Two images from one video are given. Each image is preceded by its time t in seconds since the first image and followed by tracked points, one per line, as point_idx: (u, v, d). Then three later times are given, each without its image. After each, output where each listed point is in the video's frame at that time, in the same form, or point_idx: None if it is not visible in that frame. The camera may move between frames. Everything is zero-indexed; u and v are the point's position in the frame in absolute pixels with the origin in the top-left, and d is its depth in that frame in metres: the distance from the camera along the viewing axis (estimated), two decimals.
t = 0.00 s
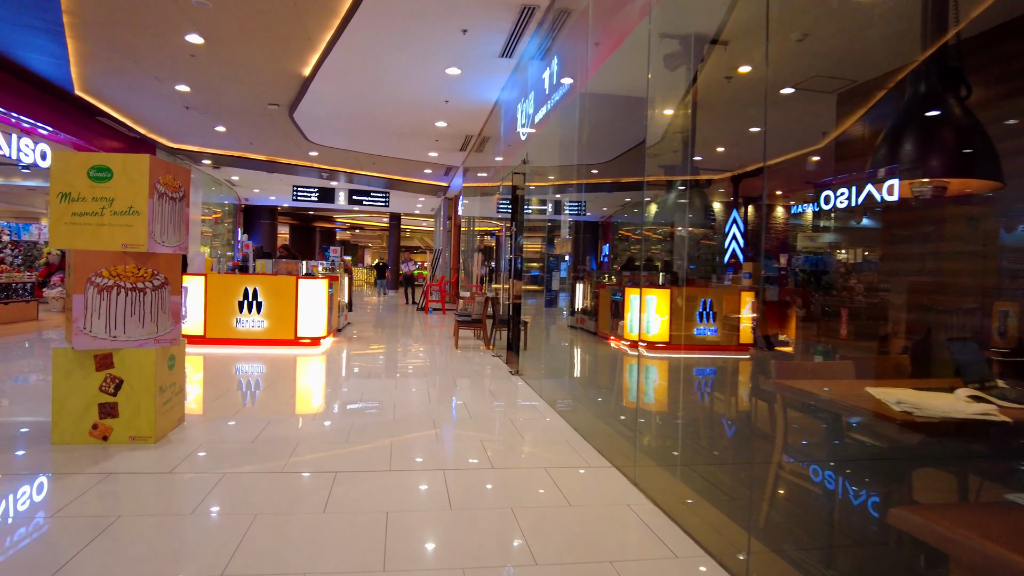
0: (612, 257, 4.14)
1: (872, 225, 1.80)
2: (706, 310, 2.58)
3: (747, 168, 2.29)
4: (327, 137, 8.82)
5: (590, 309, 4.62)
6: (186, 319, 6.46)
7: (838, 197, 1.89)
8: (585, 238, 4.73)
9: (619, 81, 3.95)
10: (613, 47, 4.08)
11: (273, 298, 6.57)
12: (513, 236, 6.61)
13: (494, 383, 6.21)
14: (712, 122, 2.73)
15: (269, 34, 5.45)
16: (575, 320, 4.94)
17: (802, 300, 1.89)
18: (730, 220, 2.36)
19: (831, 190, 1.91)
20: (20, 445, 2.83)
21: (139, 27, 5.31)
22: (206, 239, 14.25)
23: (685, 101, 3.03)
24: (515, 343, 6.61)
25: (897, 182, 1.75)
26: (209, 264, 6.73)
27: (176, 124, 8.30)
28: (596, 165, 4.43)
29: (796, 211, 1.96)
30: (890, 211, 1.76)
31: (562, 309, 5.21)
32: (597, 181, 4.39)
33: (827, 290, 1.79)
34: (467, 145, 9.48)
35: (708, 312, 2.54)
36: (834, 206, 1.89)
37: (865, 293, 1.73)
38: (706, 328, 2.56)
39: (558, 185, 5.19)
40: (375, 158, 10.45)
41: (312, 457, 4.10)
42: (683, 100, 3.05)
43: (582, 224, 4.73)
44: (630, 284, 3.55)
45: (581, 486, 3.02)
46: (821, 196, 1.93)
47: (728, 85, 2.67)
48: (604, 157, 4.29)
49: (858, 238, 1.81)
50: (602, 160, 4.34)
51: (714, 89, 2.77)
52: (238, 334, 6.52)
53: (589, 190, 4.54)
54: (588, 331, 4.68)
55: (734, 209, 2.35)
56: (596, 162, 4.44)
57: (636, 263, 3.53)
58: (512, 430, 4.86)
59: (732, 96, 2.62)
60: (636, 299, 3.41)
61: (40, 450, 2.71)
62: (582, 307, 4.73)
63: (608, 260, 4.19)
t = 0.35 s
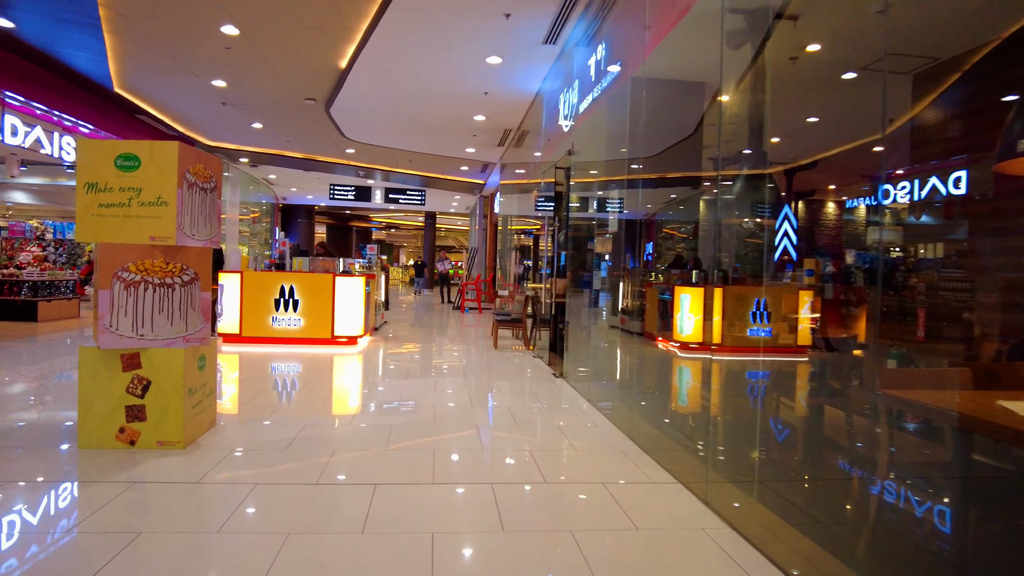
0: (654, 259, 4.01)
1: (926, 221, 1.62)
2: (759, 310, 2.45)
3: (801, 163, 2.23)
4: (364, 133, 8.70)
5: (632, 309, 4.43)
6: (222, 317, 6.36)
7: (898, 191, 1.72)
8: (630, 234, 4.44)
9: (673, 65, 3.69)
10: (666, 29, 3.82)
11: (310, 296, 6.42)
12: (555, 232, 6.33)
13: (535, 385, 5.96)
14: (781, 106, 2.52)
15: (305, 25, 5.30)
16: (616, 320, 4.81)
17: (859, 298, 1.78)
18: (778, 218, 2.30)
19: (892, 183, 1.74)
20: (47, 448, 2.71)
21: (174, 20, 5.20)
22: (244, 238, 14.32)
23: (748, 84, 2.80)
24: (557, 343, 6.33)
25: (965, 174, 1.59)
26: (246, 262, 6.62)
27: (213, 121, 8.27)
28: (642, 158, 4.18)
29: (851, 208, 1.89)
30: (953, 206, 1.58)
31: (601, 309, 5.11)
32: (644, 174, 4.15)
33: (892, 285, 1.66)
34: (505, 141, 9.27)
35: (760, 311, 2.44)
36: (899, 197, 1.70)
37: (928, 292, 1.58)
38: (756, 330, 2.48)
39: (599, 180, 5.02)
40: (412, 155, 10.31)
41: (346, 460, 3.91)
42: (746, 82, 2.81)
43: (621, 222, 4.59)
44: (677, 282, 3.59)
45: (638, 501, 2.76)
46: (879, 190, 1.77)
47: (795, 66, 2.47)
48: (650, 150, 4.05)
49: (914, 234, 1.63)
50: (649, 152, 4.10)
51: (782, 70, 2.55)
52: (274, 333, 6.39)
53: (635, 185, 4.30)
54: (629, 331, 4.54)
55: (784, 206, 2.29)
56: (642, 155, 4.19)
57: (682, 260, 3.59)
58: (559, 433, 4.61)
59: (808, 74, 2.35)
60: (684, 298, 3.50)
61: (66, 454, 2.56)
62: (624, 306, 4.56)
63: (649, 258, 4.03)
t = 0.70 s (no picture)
0: (679, 256, 3.97)
1: (971, 218, 1.53)
2: (798, 312, 2.41)
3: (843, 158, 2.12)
4: (387, 129, 8.55)
5: (662, 310, 4.26)
6: (242, 317, 6.22)
7: (945, 186, 1.62)
8: (667, 235, 4.14)
9: (713, 50, 3.45)
10: (706, 15, 3.58)
11: (331, 297, 6.24)
12: (584, 229, 6.05)
13: (561, 389, 5.68)
14: (827, 95, 2.25)
15: (324, 16, 5.12)
16: (646, 322, 4.59)
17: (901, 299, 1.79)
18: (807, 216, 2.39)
19: (939, 178, 1.64)
20: (51, 458, 2.55)
21: (191, 13, 5.06)
22: (267, 236, 14.27)
23: (796, 69, 2.53)
24: (586, 346, 6.03)
25: (1019, 165, 1.40)
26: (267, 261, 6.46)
27: (234, 118, 8.16)
28: (677, 154, 3.91)
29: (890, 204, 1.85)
30: (1008, 200, 1.43)
31: (629, 310, 4.90)
32: (680, 169, 3.87)
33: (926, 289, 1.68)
34: (530, 137, 9.04)
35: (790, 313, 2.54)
36: (939, 194, 1.64)
37: (976, 291, 1.53)
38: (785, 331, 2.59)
39: (631, 178, 4.79)
40: (435, 153, 10.13)
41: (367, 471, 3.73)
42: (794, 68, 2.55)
43: (646, 224, 4.52)
44: (711, 282, 3.37)
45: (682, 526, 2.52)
46: (925, 185, 1.68)
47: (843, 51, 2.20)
48: (687, 143, 3.78)
49: (954, 231, 1.57)
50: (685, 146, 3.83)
51: (827, 54, 2.27)
52: (295, 334, 6.23)
53: (671, 180, 4.02)
54: (659, 332, 4.32)
55: (822, 203, 2.26)
56: (677, 150, 3.92)
57: (716, 259, 3.34)
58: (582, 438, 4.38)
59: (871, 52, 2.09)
60: (721, 298, 3.25)
61: (66, 468, 2.40)
62: (653, 307, 4.40)
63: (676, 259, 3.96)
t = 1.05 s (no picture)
0: (697, 254, 3.77)
1: (1010, 210, 1.38)
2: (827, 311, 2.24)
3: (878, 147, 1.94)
4: (396, 123, 8.33)
5: (682, 308, 4.02)
6: (246, 317, 6.00)
7: (980, 177, 1.48)
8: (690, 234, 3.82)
9: (742, 26, 3.18)
10: None
11: (336, 296, 6.00)
12: (600, 224, 5.76)
13: (577, 392, 5.40)
14: (875, 64, 1.97)
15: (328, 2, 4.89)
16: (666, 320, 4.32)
17: (929, 296, 1.67)
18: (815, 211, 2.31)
19: (973, 169, 1.50)
20: (22, 472, 2.33)
21: None
22: (277, 235, 14.10)
23: (833, 46, 2.26)
24: (603, 346, 5.73)
25: None
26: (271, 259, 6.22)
27: (239, 112, 7.96)
28: (700, 144, 3.63)
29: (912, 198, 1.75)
30: None
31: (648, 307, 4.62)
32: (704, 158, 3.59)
33: (952, 283, 1.57)
34: (543, 130, 8.78)
35: (807, 311, 2.40)
36: (975, 186, 1.49)
37: (1015, 289, 1.39)
38: (803, 330, 2.44)
39: (650, 172, 4.48)
40: (446, 148, 9.89)
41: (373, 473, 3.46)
42: (832, 41, 2.27)
43: (666, 219, 4.25)
44: (736, 279, 3.13)
45: (718, 549, 2.26)
46: (958, 177, 1.56)
47: (890, 27, 1.93)
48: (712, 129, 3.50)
49: (989, 222, 1.43)
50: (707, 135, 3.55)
51: (873, 29, 2.00)
52: (300, 334, 5.99)
53: (695, 171, 3.73)
54: (678, 331, 4.08)
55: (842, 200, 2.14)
56: (700, 141, 3.64)
57: (741, 255, 3.10)
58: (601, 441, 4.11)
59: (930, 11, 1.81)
60: (747, 296, 3.00)
61: (36, 484, 2.17)
62: (672, 305, 4.14)
63: (692, 256, 3.79)
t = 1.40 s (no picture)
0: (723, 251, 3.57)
1: None
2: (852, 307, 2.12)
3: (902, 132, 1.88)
4: (410, 117, 8.13)
5: (710, 307, 3.75)
6: (257, 316, 5.83)
7: None
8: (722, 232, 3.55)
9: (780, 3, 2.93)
10: None
11: (349, 294, 5.78)
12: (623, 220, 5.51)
13: (601, 394, 5.16)
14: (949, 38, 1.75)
15: None
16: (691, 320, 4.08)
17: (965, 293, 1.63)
18: (848, 205, 2.14)
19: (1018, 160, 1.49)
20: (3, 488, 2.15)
21: None
22: (292, 231, 13.99)
23: (893, 18, 2.01)
24: (627, 347, 5.46)
25: None
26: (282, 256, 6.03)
27: (250, 106, 7.80)
28: (731, 135, 3.39)
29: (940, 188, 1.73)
30: None
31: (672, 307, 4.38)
32: (733, 149, 3.35)
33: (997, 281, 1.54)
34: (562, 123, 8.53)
35: (844, 310, 2.18)
36: (1018, 178, 1.49)
37: None
38: (839, 331, 2.22)
39: (677, 165, 4.24)
40: (462, 142, 9.67)
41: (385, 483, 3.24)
42: (889, 16, 2.03)
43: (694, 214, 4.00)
44: (766, 277, 2.91)
45: None
46: (1001, 169, 1.54)
47: None
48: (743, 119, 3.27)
49: None
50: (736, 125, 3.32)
51: None
52: (312, 335, 5.80)
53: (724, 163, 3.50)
54: (706, 332, 3.83)
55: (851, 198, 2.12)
56: (730, 132, 3.40)
57: (769, 252, 2.90)
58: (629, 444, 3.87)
59: None
60: (780, 295, 2.76)
61: (14, 506, 1.99)
62: (699, 304, 3.89)
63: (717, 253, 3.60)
